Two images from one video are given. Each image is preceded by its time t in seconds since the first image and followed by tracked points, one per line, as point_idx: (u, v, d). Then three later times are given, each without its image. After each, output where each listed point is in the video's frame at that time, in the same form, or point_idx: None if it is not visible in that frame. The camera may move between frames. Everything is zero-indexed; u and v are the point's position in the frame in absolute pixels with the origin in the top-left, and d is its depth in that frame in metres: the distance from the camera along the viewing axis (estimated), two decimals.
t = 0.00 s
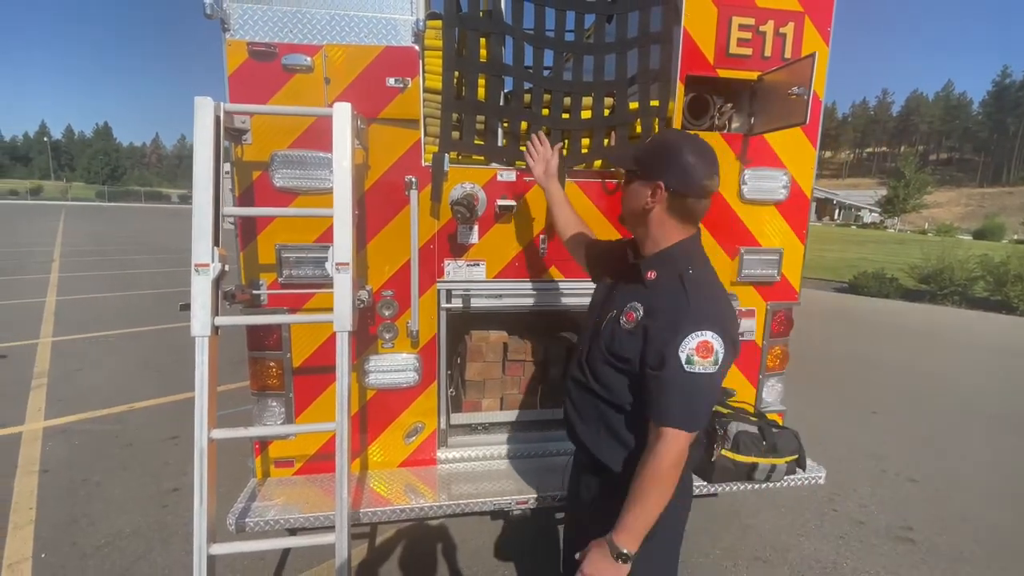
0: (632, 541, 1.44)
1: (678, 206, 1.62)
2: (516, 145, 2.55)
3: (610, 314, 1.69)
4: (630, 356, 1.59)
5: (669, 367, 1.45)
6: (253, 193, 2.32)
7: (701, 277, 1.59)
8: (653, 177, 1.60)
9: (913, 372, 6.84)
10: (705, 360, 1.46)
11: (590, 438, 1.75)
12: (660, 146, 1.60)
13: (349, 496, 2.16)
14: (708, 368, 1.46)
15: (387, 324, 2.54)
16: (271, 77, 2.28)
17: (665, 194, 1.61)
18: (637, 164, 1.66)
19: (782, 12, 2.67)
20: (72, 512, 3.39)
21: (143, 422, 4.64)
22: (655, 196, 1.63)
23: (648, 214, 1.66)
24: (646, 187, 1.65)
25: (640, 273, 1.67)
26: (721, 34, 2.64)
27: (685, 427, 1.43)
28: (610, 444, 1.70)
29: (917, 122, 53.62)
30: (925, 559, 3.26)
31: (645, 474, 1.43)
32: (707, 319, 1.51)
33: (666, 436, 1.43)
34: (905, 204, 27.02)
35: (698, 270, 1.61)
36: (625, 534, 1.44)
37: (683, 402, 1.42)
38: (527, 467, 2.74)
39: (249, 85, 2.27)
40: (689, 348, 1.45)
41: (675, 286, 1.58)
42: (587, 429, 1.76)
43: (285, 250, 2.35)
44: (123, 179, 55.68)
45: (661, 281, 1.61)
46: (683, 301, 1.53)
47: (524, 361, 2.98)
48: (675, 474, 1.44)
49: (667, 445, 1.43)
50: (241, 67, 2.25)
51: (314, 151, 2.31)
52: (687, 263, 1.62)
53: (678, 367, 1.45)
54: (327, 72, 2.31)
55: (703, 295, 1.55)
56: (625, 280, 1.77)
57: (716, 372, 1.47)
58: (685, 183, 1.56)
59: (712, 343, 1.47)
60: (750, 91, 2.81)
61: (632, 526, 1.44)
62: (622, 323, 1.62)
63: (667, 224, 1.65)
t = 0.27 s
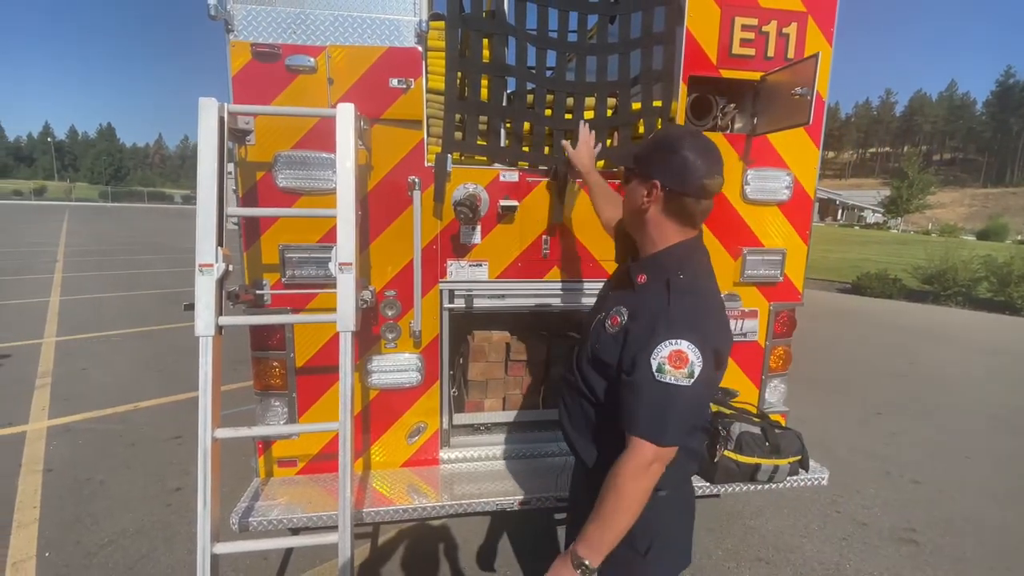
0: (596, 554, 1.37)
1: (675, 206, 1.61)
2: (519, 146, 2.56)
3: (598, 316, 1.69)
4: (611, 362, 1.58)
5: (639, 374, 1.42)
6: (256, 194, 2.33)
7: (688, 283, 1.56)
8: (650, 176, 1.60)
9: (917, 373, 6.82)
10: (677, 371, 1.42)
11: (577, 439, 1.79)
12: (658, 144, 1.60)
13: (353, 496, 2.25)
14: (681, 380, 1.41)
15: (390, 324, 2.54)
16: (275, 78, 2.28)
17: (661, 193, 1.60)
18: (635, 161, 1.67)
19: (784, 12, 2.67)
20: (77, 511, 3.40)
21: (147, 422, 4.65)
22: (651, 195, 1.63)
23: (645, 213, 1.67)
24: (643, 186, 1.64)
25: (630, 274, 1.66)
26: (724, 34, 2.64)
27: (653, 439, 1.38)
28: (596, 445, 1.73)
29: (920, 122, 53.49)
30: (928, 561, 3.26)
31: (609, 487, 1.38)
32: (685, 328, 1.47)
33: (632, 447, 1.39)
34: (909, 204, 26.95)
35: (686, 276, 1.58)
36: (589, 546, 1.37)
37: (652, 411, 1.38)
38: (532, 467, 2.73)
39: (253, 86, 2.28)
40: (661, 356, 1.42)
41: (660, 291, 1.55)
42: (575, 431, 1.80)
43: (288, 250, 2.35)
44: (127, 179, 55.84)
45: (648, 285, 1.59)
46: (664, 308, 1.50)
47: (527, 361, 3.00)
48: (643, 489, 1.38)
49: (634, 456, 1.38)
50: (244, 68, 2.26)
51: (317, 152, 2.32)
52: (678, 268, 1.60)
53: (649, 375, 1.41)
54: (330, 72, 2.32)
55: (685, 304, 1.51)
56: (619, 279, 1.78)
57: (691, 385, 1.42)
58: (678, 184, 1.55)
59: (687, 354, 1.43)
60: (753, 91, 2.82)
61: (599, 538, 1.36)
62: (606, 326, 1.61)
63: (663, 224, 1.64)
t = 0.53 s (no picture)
0: (607, 564, 1.39)
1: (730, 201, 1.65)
2: (521, 146, 2.58)
3: (626, 324, 1.65)
4: (645, 372, 1.53)
5: (678, 387, 1.38)
6: (258, 194, 2.33)
7: (730, 289, 1.52)
8: (727, 177, 1.56)
9: (920, 373, 6.81)
10: (722, 383, 1.37)
11: (600, 452, 1.75)
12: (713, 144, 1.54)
13: (354, 497, 2.19)
14: (725, 392, 1.36)
15: (392, 324, 2.55)
16: (278, 79, 2.29)
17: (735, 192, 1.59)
18: (696, 165, 1.53)
19: (787, 12, 2.67)
20: (79, 511, 3.41)
21: (149, 422, 4.66)
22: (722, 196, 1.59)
23: (714, 217, 1.60)
24: (715, 189, 1.57)
25: (664, 283, 1.60)
26: (726, 34, 2.64)
27: (690, 453, 1.35)
28: (621, 454, 1.69)
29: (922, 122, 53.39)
30: (930, 562, 3.25)
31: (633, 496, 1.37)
32: (731, 336, 1.42)
33: (662, 460, 1.36)
34: (911, 204, 26.90)
35: (728, 280, 1.55)
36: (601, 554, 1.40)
37: (690, 424, 1.35)
38: (536, 467, 2.74)
39: (256, 86, 2.28)
40: (705, 366, 1.37)
41: (699, 296, 1.51)
42: (598, 443, 1.75)
43: (291, 251, 2.36)
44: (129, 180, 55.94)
45: (683, 291, 1.55)
46: (705, 316, 1.45)
47: (529, 361, 3.00)
48: (668, 503, 1.35)
49: (662, 468, 1.36)
50: (247, 68, 2.26)
51: (319, 152, 2.33)
52: (715, 271, 1.56)
53: (690, 388, 1.37)
54: (332, 73, 2.32)
55: (728, 311, 1.46)
56: (647, 290, 1.69)
57: (736, 398, 1.37)
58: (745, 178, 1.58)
59: (732, 365, 1.38)
60: (755, 91, 2.80)
61: (612, 549, 1.38)
62: (638, 335, 1.57)
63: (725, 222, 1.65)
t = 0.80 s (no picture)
0: None
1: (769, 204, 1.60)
2: (522, 146, 2.59)
3: (664, 340, 1.51)
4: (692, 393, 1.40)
5: (745, 410, 1.25)
6: (260, 194, 2.34)
7: (776, 293, 1.43)
8: (776, 178, 1.49)
9: (921, 374, 6.80)
10: (791, 400, 1.25)
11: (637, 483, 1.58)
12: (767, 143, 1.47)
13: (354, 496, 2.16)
14: (795, 410, 1.25)
15: (392, 325, 2.55)
16: (279, 79, 2.29)
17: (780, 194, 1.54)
18: (758, 165, 1.45)
19: (788, 12, 2.66)
20: (81, 510, 3.42)
21: (151, 422, 4.67)
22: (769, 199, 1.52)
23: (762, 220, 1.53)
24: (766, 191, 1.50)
25: (704, 292, 1.49)
26: (727, 34, 2.64)
27: (766, 481, 1.23)
28: (663, 484, 1.52)
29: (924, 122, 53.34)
30: (932, 562, 3.25)
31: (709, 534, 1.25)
32: (791, 347, 1.31)
33: (736, 493, 1.24)
34: (913, 205, 26.88)
35: (771, 284, 1.46)
36: None
37: (762, 449, 1.23)
38: (538, 467, 2.74)
39: (257, 87, 2.28)
40: (772, 384, 1.25)
41: (746, 304, 1.40)
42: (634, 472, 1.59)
43: (292, 251, 2.36)
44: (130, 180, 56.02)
45: (729, 301, 1.43)
46: (760, 328, 1.33)
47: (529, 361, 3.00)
48: (752, 538, 1.23)
49: (738, 500, 1.24)
50: (248, 69, 2.27)
51: (320, 153, 2.33)
52: (757, 278, 1.46)
53: (758, 411, 1.25)
54: (333, 73, 2.32)
55: (782, 319, 1.34)
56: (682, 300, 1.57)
57: (804, 414, 1.27)
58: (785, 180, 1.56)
59: (798, 379, 1.27)
60: (755, 91, 2.82)
61: None
62: (683, 353, 1.43)
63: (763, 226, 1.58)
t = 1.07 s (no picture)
0: None
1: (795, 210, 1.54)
2: (522, 146, 2.58)
3: (693, 346, 1.46)
4: (732, 402, 1.35)
5: (806, 421, 1.22)
6: (260, 195, 2.34)
7: (812, 294, 1.39)
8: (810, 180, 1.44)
9: (922, 374, 6.79)
10: (848, 406, 1.22)
11: (663, 498, 1.50)
12: (801, 144, 1.41)
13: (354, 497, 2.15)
14: (853, 415, 1.22)
15: (393, 325, 2.55)
16: (280, 80, 2.30)
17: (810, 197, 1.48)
18: (793, 166, 1.40)
19: (788, 12, 2.65)
20: (82, 510, 3.42)
21: (152, 422, 4.67)
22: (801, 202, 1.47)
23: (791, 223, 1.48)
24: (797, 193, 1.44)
25: (735, 295, 1.44)
26: (727, 34, 2.64)
27: (834, 491, 1.20)
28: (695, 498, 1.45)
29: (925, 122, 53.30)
30: (933, 563, 3.24)
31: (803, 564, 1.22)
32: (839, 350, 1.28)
33: (813, 510, 1.21)
34: (914, 204, 26.85)
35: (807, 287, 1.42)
36: None
37: (828, 461, 1.19)
38: (538, 467, 2.74)
39: (257, 87, 2.29)
40: (829, 393, 1.22)
41: (785, 307, 1.37)
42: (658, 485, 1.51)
43: (292, 251, 2.36)
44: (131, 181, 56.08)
45: (766, 305, 1.40)
46: (805, 331, 1.29)
47: (530, 361, 3.00)
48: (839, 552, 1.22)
49: (818, 520, 1.21)
50: (249, 69, 2.27)
51: (320, 153, 2.33)
52: (789, 280, 1.43)
53: (819, 421, 1.21)
54: (333, 73, 2.33)
55: (826, 322, 1.31)
56: (709, 303, 1.52)
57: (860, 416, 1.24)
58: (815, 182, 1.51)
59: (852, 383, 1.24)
60: (755, 91, 2.81)
61: None
62: (719, 360, 1.39)
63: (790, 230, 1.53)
